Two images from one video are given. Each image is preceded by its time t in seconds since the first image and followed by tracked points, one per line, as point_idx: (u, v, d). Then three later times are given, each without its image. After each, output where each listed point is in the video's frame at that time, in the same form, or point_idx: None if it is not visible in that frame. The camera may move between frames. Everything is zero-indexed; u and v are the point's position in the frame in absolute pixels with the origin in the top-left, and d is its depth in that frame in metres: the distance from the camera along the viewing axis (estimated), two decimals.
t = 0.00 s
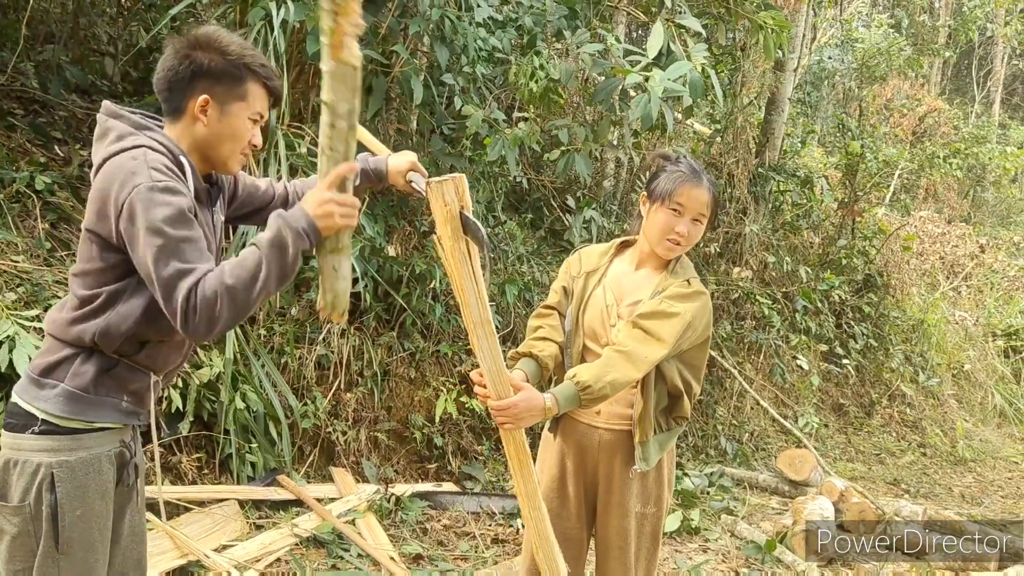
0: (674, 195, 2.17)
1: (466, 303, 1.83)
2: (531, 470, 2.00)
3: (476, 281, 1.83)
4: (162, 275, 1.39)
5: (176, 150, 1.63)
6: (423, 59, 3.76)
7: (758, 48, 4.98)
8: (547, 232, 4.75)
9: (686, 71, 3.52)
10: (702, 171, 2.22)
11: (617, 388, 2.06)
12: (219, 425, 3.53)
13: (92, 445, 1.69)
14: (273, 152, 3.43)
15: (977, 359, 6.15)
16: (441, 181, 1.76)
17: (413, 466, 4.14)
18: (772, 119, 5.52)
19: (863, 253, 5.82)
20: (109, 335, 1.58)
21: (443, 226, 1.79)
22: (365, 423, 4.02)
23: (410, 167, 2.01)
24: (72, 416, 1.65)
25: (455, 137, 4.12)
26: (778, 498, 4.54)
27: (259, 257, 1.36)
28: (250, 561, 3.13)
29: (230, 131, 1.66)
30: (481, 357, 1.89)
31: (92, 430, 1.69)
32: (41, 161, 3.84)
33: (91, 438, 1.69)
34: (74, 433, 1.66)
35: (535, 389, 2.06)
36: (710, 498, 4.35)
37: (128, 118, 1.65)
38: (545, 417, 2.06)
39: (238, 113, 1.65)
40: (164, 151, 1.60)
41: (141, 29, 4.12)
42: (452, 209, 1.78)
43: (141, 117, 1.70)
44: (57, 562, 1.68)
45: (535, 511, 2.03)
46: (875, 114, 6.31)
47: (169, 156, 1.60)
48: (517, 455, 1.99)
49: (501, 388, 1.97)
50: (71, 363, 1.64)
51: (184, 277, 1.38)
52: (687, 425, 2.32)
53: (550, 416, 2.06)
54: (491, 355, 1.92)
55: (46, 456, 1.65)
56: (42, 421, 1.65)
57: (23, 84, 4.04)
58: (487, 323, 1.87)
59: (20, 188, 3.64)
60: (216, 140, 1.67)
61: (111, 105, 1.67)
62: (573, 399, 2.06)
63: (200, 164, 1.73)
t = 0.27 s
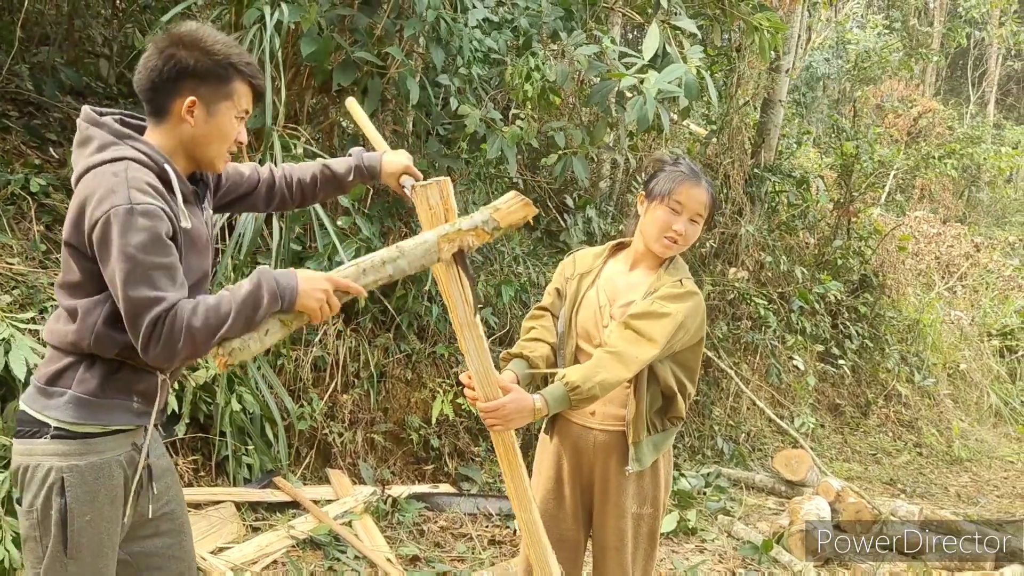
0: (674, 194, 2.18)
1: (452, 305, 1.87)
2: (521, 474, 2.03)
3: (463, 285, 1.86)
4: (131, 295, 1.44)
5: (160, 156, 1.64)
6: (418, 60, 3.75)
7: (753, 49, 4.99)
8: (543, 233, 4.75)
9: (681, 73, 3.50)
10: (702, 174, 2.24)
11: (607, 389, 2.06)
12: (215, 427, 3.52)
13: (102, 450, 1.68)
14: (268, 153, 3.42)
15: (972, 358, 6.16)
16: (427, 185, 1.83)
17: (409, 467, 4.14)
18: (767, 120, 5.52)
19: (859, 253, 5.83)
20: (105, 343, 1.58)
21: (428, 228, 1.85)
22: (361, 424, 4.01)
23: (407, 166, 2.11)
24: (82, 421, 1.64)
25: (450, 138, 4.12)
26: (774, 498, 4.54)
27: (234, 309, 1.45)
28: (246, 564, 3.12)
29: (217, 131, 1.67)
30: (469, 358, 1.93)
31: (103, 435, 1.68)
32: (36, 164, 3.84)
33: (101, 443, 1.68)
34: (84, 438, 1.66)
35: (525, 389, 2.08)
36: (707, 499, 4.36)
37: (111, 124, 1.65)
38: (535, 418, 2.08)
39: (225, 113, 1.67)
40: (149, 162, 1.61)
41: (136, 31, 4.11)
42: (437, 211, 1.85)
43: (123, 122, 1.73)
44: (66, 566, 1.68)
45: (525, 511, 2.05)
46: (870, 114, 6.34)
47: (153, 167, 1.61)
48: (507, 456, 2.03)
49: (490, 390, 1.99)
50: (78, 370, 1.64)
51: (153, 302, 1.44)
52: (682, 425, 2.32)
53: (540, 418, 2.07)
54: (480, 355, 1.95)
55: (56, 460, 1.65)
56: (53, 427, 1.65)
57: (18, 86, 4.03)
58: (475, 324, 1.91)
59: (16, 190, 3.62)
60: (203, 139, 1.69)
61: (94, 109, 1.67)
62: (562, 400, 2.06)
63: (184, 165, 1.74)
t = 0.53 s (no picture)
0: (655, 193, 2.19)
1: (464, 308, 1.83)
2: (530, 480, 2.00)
3: (474, 288, 1.83)
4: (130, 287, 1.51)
5: (157, 166, 1.69)
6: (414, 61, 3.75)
7: (748, 50, 5.00)
8: (538, 234, 4.76)
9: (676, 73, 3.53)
10: (688, 172, 2.24)
11: (615, 392, 2.05)
12: (211, 429, 3.50)
13: (130, 444, 1.72)
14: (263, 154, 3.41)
15: (967, 357, 6.18)
16: (445, 184, 1.72)
17: (406, 468, 4.13)
18: (763, 120, 5.51)
19: (854, 253, 5.86)
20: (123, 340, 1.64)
21: (443, 230, 1.77)
22: (357, 426, 4.01)
23: (424, 157, 1.97)
24: (111, 415, 1.69)
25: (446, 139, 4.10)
26: (771, 498, 4.54)
27: (209, 262, 1.45)
28: (243, 565, 3.12)
29: (212, 137, 1.68)
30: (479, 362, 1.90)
31: (131, 430, 1.72)
32: (30, 166, 3.77)
33: (129, 437, 1.72)
34: (113, 431, 1.70)
35: (533, 394, 2.06)
36: (703, 499, 4.36)
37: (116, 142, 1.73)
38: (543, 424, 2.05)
39: (218, 118, 1.67)
40: (144, 170, 1.66)
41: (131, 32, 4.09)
42: (453, 213, 1.75)
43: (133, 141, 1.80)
44: (89, 556, 1.70)
45: (533, 517, 2.01)
46: (864, 114, 6.36)
47: (148, 175, 1.66)
48: (516, 462, 1.99)
49: (498, 393, 1.96)
50: (107, 366, 1.70)
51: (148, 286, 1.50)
52: (678, 425, 2.32)
53: (548, 423, 2.05)
54: (489, 360, 1.92)
55: (85, 452, 1.69)
56: (83, 420, 1.70)
57: (12, 87, 3.99)
58: (488, 328, 1.87)
59: (10, 191, 3.58)
60: (202, 146, 1.70)
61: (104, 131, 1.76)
62: (569, 404, 2.06)
63: (189, 176, 1.77)
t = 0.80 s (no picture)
0: (649, 191, 2.19)
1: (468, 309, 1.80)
2: (531, 482, 1.97)
3: (479, 288, 1.81)
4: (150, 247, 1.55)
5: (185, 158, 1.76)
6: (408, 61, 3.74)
7: (743, 50, 4.99)
8: (534, 234, 4.75)
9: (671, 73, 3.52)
10: (683, 171, 2.22)
11: (616, 395, 2.06)
12: (205, 430, 3.49)
13: (136, 427, 1.76)
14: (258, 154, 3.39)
15: (963, 356, 6.19)
16: (448, 184, 1.71)
17: (401, 469, 4.12)
18: (759, 119, 5.50)
19: (850, 252, 5.87)
20: (133, 323, 1.69)
21: (447, 229, 1.75)
22: (353, 426, 4.00)
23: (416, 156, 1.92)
24: (115, 400, 1.74)
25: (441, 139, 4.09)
26: (767, 497, 4.54)
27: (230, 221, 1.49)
28: (236, 567, 3.11)
29: (234, 143, 1.77)
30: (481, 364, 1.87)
31: (135, 414, 1.76)
32: (24, 166, 3.71)
33: (135, 420, 1.76)
34: (118, 415, 1.74)
35: (535, 396, 2.04)
36: (699, 498, 4.36)
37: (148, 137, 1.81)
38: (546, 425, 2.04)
39: (238, 124, 1.76)
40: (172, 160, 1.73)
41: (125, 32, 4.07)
42: (457, 212, 1.74)
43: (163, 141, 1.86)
44: (107, 532, 1.74)
45: (532, 518, 1.99)
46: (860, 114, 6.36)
47: (176, 165, 1.73)
48: (518, 463, 1.96)
49: (502, 395, 1.94)
50: (112, 354, 1.75)
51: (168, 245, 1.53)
52: (675, 426, 2.32)
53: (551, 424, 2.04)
54: (493, 361, 1.90)
55: (94, 436, 1.74)
56: (91, 406, 1.75)
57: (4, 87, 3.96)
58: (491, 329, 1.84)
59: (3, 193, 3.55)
60: (225, 152, 1.78)
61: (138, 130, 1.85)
62: (572, 406, 2.04)
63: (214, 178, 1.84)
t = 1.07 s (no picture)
0: (647, 190, 2.19)
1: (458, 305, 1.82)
2: (522, 478, 1.98)
3: (468, 283, 1.83)
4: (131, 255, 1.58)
5: (169, 157, 1.77)
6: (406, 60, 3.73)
7: (741, 49, 4.99)
8: (532, 233, 4.75)
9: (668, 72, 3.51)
10: (682, 170, 2.21)
11: (610, 393, 2.05)
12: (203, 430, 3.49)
13: (129, 423, 1.76)
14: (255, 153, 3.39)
15: (961, 355, 6.20)
16: (435, 183, 1.73)
17: (400, 468, 4.12)
18: (757, 118, 5.49)
19: (848, 251, 5.87)
20: (119, 318, 1.70)
21: (436, 226, 1.76)
22: (350, 425, 4.00)
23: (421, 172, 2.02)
24: (109, 395, 1.74)
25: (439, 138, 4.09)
26: (765, 496, 4.55)
27: (222, 264, 1.51)
28: (234, 566, 3.11)
29: (217, 139, 1.76)
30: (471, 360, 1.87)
31: (130, 409, 1.76)
32: (21, 166, 3.71)
33: (129, 416, 1.76)
34: (112, 410, 1.75)
35: (527, 393, 2.04)
36: (697, 497, 4.36)
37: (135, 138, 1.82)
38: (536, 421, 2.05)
39: (220, 120, 1.75)
40: (156, 159, 1.74)
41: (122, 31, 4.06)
42: (446, 210, 1.76)
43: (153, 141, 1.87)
44: (90, 526, 1.75)
45: (523, 512, 2.00)
46: (858, 113, 6.36)
47: (159, 163, 1.74)
48: (508, 458, 1.97)
49: (492, 391, 1.94)
50: (109, 349, 1.77)
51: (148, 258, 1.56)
52: (672, 426, 2.32)
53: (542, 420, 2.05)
54: (482, 357, 1.90)
55: (89, 430, 1.76)
56: (89, 402, 1.77)
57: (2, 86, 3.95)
58: (480, 324, 1.86)
59: None
60: (208, 148, 1.78)
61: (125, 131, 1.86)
62: (563, 403, 2.05)
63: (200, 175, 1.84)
